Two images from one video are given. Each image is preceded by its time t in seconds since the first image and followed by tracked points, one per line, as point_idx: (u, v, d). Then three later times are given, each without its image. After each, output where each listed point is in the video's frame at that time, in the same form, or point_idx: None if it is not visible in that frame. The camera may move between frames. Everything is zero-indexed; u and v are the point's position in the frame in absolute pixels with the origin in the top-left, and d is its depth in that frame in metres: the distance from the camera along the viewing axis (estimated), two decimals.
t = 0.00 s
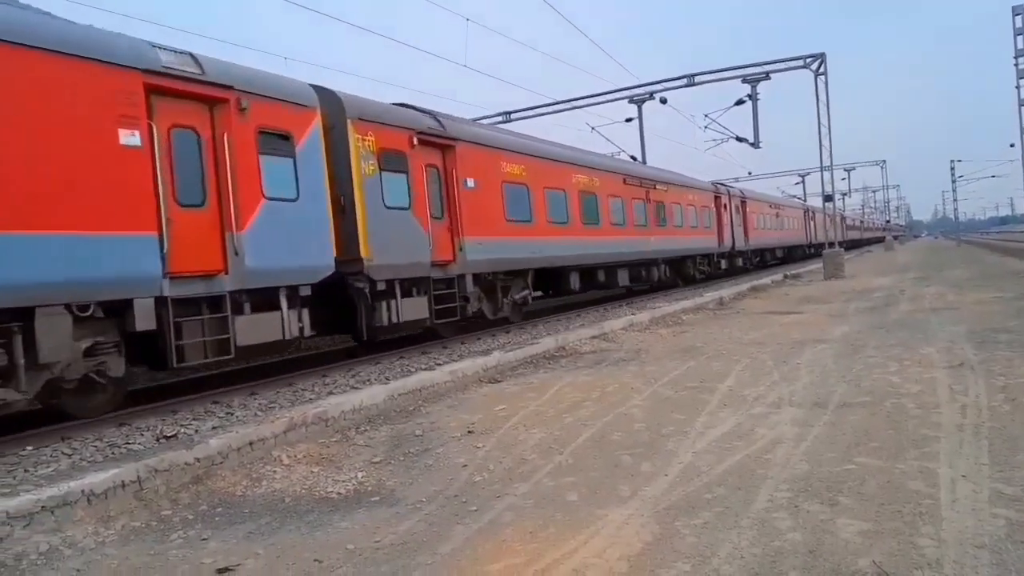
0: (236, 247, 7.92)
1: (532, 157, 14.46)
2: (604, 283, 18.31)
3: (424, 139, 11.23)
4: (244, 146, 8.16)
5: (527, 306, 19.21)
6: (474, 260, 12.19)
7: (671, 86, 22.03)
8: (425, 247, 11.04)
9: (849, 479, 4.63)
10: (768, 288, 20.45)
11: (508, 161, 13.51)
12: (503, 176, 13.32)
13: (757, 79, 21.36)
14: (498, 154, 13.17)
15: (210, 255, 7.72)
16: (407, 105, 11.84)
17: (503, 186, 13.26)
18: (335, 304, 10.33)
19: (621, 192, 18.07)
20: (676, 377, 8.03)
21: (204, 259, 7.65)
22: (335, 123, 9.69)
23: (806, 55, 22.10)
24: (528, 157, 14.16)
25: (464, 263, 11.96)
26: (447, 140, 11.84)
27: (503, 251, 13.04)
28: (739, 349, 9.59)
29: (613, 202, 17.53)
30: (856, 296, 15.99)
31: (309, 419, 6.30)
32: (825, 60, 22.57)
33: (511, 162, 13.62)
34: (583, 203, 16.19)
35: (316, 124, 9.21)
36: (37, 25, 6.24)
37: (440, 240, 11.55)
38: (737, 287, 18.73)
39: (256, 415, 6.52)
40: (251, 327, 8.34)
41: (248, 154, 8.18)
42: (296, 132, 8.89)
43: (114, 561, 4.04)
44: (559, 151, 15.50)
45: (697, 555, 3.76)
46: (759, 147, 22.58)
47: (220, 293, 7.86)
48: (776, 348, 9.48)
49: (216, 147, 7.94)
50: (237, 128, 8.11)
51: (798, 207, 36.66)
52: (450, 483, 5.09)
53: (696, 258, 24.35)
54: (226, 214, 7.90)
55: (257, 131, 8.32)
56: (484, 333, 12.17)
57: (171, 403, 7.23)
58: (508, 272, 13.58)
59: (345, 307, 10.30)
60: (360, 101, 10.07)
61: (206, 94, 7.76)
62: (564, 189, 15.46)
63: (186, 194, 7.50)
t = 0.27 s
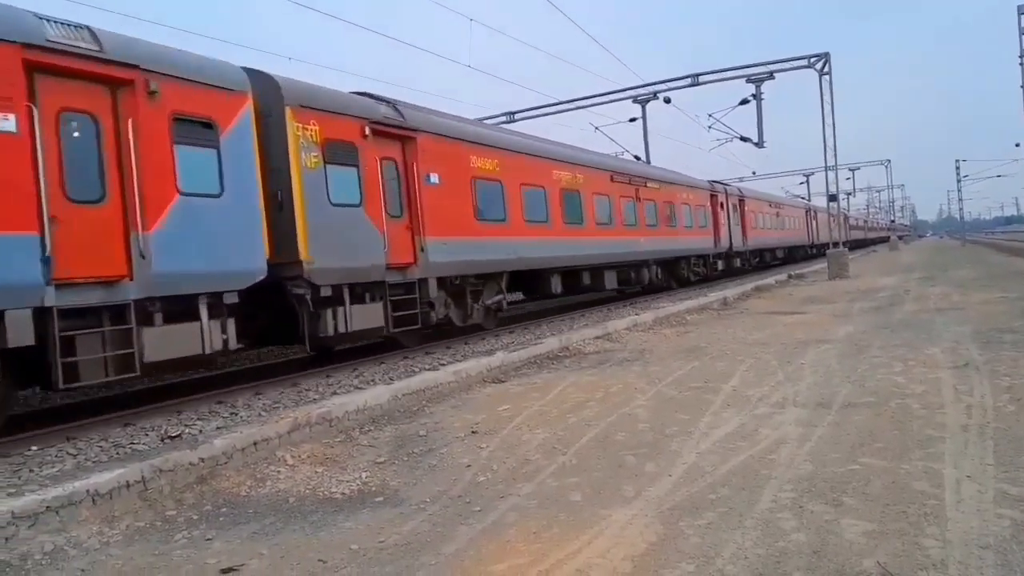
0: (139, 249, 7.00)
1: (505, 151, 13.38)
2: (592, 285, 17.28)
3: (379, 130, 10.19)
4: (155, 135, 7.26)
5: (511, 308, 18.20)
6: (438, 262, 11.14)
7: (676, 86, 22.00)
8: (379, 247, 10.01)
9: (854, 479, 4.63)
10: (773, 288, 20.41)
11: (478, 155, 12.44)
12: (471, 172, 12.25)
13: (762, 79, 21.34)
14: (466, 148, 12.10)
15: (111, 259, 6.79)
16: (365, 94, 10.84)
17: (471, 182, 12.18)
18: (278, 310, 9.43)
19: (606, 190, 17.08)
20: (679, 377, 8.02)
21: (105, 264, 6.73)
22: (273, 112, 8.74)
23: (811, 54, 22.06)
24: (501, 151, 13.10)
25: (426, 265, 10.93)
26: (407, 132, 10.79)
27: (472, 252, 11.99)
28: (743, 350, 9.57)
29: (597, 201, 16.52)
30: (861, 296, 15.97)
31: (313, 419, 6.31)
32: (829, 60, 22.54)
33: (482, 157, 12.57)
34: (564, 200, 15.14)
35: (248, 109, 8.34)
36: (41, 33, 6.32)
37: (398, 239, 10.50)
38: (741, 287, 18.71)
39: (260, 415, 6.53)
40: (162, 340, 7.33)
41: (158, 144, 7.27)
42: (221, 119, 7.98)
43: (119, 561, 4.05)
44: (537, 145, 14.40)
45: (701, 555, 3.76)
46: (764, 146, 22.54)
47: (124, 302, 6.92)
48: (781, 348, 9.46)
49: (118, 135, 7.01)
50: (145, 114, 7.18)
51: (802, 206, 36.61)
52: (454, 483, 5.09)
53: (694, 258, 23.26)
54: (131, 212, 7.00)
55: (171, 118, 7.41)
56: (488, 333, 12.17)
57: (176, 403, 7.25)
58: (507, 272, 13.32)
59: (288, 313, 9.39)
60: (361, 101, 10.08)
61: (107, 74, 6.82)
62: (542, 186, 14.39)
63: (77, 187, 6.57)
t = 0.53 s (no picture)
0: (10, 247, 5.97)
1: (470, 142, 12.24)
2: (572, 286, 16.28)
3: (318, 116, 9.09)
4: (32, 116, 6.20)
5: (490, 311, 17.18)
6: (391, 262, 10.02)
7: (676, 84, 21.97)
8: (319, 246, 8.90)
9: (855, 475, 4.63)
10: (774, 285, 20.39)
11: (438, 145, 11.26)
12: (431, 163, 11.07)
13: (762, 76, 21.31)
14: (425, 137, 10.95)
15: None
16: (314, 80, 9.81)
17: (432, 174, 11.05)
18: (198, 316, 8.41)
19: (588, 184, 16.05)
20: (681, 374, 8.01)
21: None
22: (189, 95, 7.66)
23: (812, 51, 22.02)
24: (468, 142, 12.00)
25: (377, 266, 9.81)
26: (353, 118, 9.69)
27: (430, 252, 10.86)
28: (744, 347, 9.56)
29: (576, 196, 15.45)
30: (862, 293, 15.95)
31: (314, 417, 6.31)
32: (830, 57, 22.51)
33: (445, 147, 11.44)
34: (539, 195, 14.01)
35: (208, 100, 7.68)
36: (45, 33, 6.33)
37: (341, 236, 9.36)
38: (743, 285, 18.69)
39: (261, 414, 6.53)
40: (39, 358, 6.23)
41: (35, 123, 6.20)
42: (120, 100, 6.93)
43: (120, 560, 4.06)
44: (511, 136, 13.24)
45: (702, 552, 3.76)
46: (764, 143, 22.52)
47: None
48: (782, 345, 9.46)
49: None
50: (20, 91, 6.12)
51: (803, 203, 36.57)
52: (455, 481, 5.09)
53: (686, 256, 22.24)
54: None
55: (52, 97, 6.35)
56: (489, 331, 12.16)
57: (176, 402, 7.25)
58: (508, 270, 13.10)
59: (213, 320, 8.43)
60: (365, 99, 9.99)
61: None
62: (515, 179, 13.28)
63: None
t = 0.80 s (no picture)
0: None
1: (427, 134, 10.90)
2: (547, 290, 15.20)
3: (241, 102, 7.97)
4: None
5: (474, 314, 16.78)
6: (328, 266, 8.82)
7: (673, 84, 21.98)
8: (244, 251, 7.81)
9: (853, 474, 4.64)
10: (771, 284, 20.41)
11: (389, 135, 10.05)
12: (379, 156, 9.86)
13: (759, 75, 21.32)
14: (372, 126, 9.76)
15: None
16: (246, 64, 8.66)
17: (381, 168, 9.85)
18: (94, 328, 7.28)
19: (564, 181, 15.02)
20: (678, 374, 8.01)
21: None
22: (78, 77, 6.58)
23: (808, 51, 22.03)
24: (426, 133, 10.80)
25: (312, 271, 8.62)
26: (286, 105, 8.54)
27: (378, 255, 9.65)
28: (742, 346, 9.57)
29: (550, 193, 14.33)
30: (859, 292, 15.97)
31: (312, 418, 6.31)
32: (826, 56, 22.54)
33: (397, 137, 10.23)
34: (507, 193, 12.86)
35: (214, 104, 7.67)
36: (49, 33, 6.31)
37: (265, 237, 8.17)
38: (740, 284, 18.71)
39: (259, 415, 6.53)
40: None
41: None
42: None
43: (118, 561, 4.06)
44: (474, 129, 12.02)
45: (701, 552, 3.76)
46: (761, 143, 22.55)
47: None
48: (780, 345, 9.47)
49: None
50: None
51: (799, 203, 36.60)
52: (453, 482, 5.09)
53: (671, 257, 21.25)
54: None
55: None
56: (487, 332, 12.16)
57: (174, 403, 7.24)
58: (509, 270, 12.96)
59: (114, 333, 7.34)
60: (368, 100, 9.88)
61: None
62: (481, 176, 12.12)
63: None
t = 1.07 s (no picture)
0: None
1: (349, 117, 9.20)
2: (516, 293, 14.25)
3: (147, 84, 6.86)
4: None
5: (467, 313, 16.62)
6: (249, 272, 7.65)
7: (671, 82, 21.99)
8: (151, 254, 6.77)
9: (851, 473, 4.64)
10: (769, 283, 20.43)
11: (328, 123, 8.85)
12: (316, 146, 8.65)
13: (757, 74, 21.34)
14: (307, 112, 8.55)
15: None
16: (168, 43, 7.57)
17: (319, 161, 8.67)
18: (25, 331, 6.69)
19: (537, 177, 13.94)
20: (676, 373, 8.01)
21: None
22: None
23: (806, 50, 22.04)
24: (373, 122, 9.60)
25: None
26: (201, 87, 7.37)
27: (310, 258, 8.45)
28: (740, 345, 9.58)
29: (520, 189, 13.22)
30: (857, 291, 15.98)
31: (310, 417, 6.29)
32: (824, 55, 22.56)
33: (338, 126, 9.02)
34: (470, 188, 11.70)
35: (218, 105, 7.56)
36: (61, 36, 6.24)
37: (169, 239, 6.96)
38: (738, 283, 18.73)
39: (257, 414, 6.52)
40: None
41: None
42: None
43: (116, 561, 4.05)
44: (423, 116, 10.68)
45: (699, 551, 3.76)
46: (759, 142, 22.56)
47: None
48: (777, 343, 9.47)
49: None
50: None
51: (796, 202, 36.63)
52: (451, 481, 5.09)
53: (657, 257, 20.24)
54: None
55: None
56: (485, 331, 12.16)
57: (171, 403, 7.23)
58: (508, 269, 12.90)
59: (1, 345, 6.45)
60: (373, 100, 9.83)
61: None
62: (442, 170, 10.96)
63: None
